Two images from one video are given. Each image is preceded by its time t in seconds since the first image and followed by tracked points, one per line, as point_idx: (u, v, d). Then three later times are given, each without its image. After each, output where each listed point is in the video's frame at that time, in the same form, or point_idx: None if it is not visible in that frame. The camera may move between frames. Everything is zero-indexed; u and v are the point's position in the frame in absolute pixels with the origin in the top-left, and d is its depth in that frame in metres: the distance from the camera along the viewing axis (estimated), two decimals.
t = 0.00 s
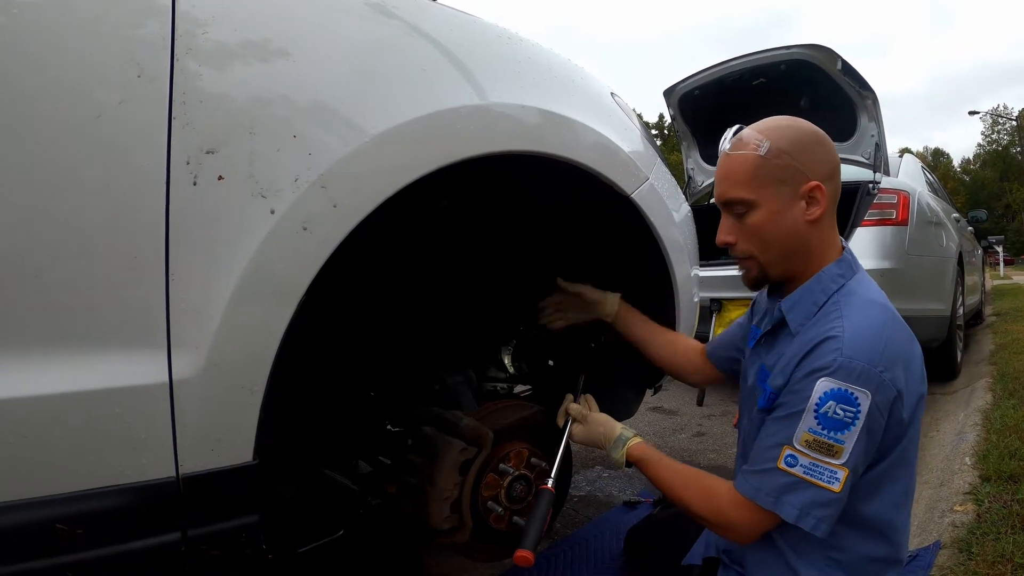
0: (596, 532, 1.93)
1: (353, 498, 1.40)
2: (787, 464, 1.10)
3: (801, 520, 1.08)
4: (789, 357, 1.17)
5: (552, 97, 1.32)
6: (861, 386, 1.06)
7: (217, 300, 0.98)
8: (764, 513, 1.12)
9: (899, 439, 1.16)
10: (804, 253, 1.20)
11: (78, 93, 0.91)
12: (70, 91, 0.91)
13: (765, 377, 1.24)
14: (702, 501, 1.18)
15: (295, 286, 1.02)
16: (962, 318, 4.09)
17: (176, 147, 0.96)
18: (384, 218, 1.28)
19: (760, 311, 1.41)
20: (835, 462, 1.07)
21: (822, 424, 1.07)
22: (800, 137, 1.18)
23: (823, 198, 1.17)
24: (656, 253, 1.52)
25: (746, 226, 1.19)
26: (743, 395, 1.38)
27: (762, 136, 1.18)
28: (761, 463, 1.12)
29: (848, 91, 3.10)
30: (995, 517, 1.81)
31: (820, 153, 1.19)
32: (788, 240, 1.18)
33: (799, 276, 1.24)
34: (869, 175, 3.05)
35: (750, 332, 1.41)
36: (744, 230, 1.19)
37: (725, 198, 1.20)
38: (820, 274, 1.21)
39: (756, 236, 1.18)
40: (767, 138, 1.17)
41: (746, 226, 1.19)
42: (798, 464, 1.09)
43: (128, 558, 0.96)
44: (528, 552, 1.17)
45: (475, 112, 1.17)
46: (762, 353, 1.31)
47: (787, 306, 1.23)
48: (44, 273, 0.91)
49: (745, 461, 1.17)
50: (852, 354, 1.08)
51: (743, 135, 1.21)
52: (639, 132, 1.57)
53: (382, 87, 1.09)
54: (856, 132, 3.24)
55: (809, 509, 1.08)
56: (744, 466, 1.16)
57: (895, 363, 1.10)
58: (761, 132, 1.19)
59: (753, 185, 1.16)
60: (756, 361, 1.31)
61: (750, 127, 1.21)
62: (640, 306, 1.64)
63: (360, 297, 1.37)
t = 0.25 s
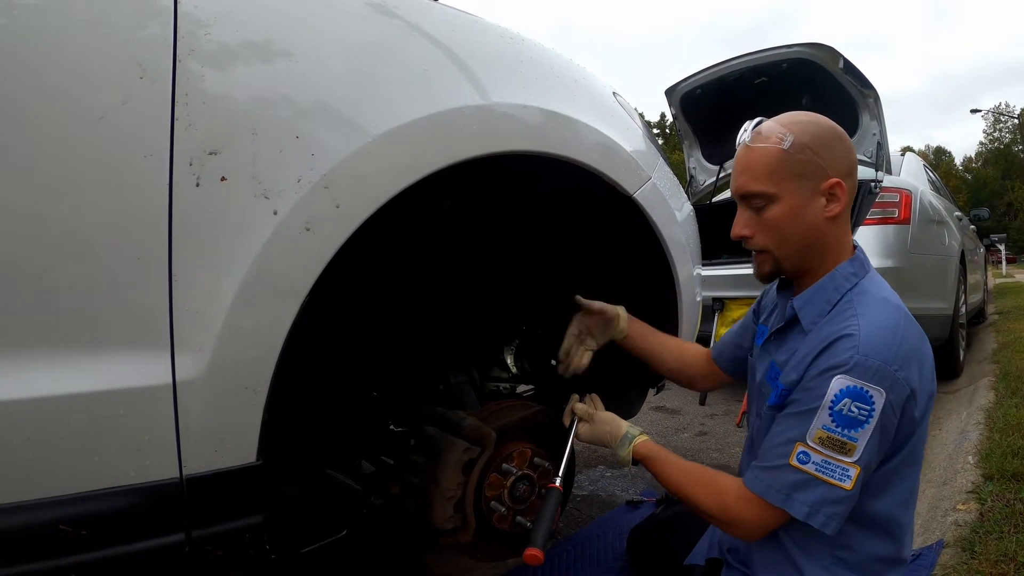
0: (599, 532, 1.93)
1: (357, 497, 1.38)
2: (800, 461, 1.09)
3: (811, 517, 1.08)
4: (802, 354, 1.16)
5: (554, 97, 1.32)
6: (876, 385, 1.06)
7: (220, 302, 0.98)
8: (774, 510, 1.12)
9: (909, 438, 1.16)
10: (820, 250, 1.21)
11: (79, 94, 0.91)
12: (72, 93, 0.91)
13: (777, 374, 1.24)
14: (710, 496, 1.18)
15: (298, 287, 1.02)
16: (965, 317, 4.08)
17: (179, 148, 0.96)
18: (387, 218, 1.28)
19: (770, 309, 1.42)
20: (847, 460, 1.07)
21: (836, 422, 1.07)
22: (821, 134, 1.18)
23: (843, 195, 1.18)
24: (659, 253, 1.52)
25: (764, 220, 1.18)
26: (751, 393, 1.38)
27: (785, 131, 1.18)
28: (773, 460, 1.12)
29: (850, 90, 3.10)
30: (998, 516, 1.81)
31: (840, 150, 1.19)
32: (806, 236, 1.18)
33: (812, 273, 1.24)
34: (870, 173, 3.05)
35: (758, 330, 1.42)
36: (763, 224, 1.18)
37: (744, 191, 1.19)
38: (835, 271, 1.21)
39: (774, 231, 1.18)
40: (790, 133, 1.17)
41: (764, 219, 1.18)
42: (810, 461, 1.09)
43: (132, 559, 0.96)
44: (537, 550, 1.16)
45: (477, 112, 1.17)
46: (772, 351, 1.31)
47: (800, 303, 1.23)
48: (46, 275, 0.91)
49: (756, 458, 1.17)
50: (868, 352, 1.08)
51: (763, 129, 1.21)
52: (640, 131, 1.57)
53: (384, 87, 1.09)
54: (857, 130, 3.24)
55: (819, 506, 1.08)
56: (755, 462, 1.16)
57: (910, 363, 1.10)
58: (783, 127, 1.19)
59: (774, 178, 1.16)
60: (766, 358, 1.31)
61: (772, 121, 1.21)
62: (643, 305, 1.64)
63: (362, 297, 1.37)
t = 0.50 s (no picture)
0: (601, 532, 1.93)
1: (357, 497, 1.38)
2: (801, 462, 1.09)
3: (813, 518, 1.08)
4: (804, 356, 1.16)
5: (555, 96, 1.32)
6: (877, 386, 1.06)
7: (221, 302, 0.98)
8: (775, 511, 1.11)
9: (912, 438, 1.15)
10: (816, 252, 1.20)
11: (80, 95, 0.92)
12: (73, 94, 0.91)
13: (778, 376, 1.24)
14: (711, 495, 1.17)
15: (299, 287, 1.02)
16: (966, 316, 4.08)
17: (180, 149, 0.96)
18: (388, 218, 1.29)
19: (772, 310, 1.42)
20: (849, 461, 1.07)
21: (838, 424, 1.07)
22: (813, 136, 1.17)
23: (836, 198, 1.17)
24: (660, 253, 1.53)
25: (756, 224, 1.19)
26: (753, 395, 1.38)
27: (775, 135, 1.18)
28: (775, 461, 1.12)
29: (851, 90, 3.10)
30: (1000, 515, 1.80)
31: (833, 152, 1.18)
32: (800, 239, 1.18)
33: (810, 275, 1.24)
34: (871, 173, 3.04)
35: (761, 331, 1.42)
36: (755, 228, 1.19)
37: (737, 195, 1.21)
38: (835, 273, 1.21)
39: (766, 234, 1.18)
40: (779, 137, 1.17)
41: (756, 224, 1.19)
42: (812, 463, 1.09)
43: (134, 559, 0.96)
44: (540, 550, 1.15)
45: (478, 112, 1.17)
46: (774, 352, 1.31)
47: (802, 305, 1.23)
48: (48, 275, 0.91)
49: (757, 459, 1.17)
50: (870, 353, 1.07)
51: (757, 133, 1.21)
52: (641, 131, 1.57)
53: (385, 87, 1.09)
54: (858, 130, 3.24)
55: (821, 507, 1.08)
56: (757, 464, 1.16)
57: (911, 364, 1.10)
58: (775, 131, 1.19)
59: (764, 183, 1.17)
60: (768, 360, 1.31)
61: (765, 125, 1.21)
62: (644, 305, 1.64)
63: (364, 298, 1.37)
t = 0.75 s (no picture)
0: (601, 532, 1.94)
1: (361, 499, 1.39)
2: (797, 466, 1.09)
3: (809, 522, 1.08)
4: (799, 359, 1.16)
5: (555, 97, 1.32)
6: (871, 389, 1.06)
7: (221, 304, 0.99)
8: (772, 514, 1.11)
9: (908, 440, 1.15)
10: (802, 256, 1.20)
11: (80, 97, 0.92)
12: (73, 95, 0.91)
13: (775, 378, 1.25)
14: (711, 499, 1.18)
15: (299, 289, 1.03)
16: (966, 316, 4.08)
17: (180, 151, 0.96)
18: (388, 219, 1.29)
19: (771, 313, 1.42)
20: (845, 465, 1.07)
21: (832, 427, 1.07)
22: (792, 141, 1.17)
23: (817, 202, 1.16)
24: (660, 253, 1.53)
25: (740, 230, 1.22)
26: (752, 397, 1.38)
27: (755, 142, 1.20)
28: (770, 465, 1.12)
29: (851, 90, 3.10)
30: (1000, 515, 1.81)
31: (816, 156, 1.17)
32: (783, 243, 1.18)
33: (803, 278, 1.24)
34: (871, 172, 3.02)
35: (762, 335, 1.41)
36: (739, 234, 1.22)
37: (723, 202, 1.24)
38: (829, 275, 1.20)
39: (750, 240, 1.20)
40: (758, 144, 1.18)
41: (740, 229, 1.22)
42: (807, 467, 1.09)
43: (134, 561, 0.96)
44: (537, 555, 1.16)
45: (478, 113, 1.17)
46: (772, 355, 1.31)
47: (797, 308, 1.23)
48: (48, 277, 0.91)
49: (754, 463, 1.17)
50: (863, 357, 1.07)
51: (741, 140, 1.23)
52: (641, 132, 1.57)
53: (384, 89, 1.09)
54: (858, 130, 3.24)
55: (817, 511, 1.08)
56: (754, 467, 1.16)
57: (906, 367, 1.10)
58: (757, 137, 1.20)
59: (743, 190, 1.18)
60: (766, 362, 1.31)
61: (749, 132, 1.23)
62: (644, 306, 1.64)
63: (365, 299, 1.38)
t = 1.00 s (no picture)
0: (601, 533, 1.94)
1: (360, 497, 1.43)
2: (797, 464, 1.10)
3: (810, 520, 1.08)
4: (799, 358, 1.17)
5: (554, 99, 1.32)
6: (870, 386, 1.07)
7: (222, 305, 0.99)
8: (773, 513, 1.12)
9: (907, 438, 1.16)
10: (802, 258, 1.21)
11: (81, 99, 0.92)
12: (73, 97, 0.92)
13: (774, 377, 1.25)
14: (711, 499, 1.19)
15: (300, 290, 1.03)
16: (966, 317, 4.08)
17: (180, 153, 0.96)
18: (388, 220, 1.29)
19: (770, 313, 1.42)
20: (845, 462, 1.07)
21: (832, 425, 1.07)
22: (790, 143, 1.18)
23: (814, 204, 1.16)
24: (660, 253, 1.53)
25: (740, 232, 1.22)
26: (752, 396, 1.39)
27: (753, 145, 1.20)
28: (771, 464, 1.12)
29: (850, 90, 3.10)
30: (1000, 515, 1.81)
31: (814, 158, 1.17)
32: (781, 244, 1.19)
33: (802, 279, 1.24)
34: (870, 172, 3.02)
35: (761, 336, 1.40)
36: (740, 236, 1.22)
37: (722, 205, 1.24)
38: (827, 274, 1.21)
39: (750, 242, 1.21)
40: (756, 147, 1.19)
41: (740, 232, 1.22)
42: (807, 465, 1.09)
43: (134, 562, 0.96)
44: (540, 555, 1.17)
45: (477, 115, 1.17)
46: (771, 354, 1.31)
47: (796, 308, 1.23)
48: (49, 278, 0.91)
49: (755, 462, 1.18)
50: (862, 355, 1.08)
51: (739, 143, 1.23)
52: (641, 133, 1.57)
53: (384, 90, 1.09)
54: (857, 130, 3.24)
55: (818, 509, 1.08)
56: (755, 466, 1.16)
57: (905, 364, 1.10)
58: (754, 140, 1.20)
59: (742, 193, 1.19)
60: (766, 362, 1.31)
61: (746, 136, 1.23)
62: (644, 306, 1.64)
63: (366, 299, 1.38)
